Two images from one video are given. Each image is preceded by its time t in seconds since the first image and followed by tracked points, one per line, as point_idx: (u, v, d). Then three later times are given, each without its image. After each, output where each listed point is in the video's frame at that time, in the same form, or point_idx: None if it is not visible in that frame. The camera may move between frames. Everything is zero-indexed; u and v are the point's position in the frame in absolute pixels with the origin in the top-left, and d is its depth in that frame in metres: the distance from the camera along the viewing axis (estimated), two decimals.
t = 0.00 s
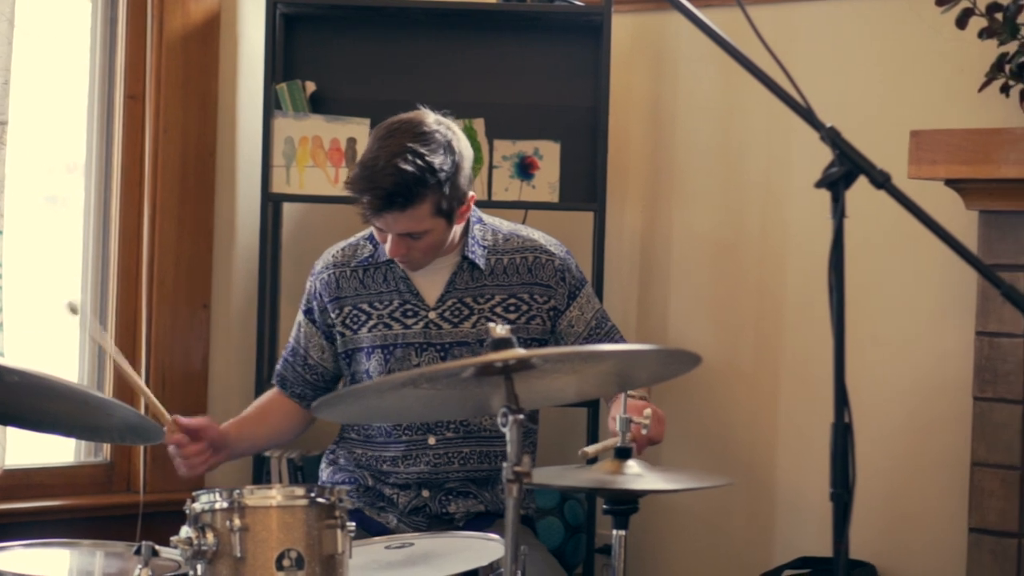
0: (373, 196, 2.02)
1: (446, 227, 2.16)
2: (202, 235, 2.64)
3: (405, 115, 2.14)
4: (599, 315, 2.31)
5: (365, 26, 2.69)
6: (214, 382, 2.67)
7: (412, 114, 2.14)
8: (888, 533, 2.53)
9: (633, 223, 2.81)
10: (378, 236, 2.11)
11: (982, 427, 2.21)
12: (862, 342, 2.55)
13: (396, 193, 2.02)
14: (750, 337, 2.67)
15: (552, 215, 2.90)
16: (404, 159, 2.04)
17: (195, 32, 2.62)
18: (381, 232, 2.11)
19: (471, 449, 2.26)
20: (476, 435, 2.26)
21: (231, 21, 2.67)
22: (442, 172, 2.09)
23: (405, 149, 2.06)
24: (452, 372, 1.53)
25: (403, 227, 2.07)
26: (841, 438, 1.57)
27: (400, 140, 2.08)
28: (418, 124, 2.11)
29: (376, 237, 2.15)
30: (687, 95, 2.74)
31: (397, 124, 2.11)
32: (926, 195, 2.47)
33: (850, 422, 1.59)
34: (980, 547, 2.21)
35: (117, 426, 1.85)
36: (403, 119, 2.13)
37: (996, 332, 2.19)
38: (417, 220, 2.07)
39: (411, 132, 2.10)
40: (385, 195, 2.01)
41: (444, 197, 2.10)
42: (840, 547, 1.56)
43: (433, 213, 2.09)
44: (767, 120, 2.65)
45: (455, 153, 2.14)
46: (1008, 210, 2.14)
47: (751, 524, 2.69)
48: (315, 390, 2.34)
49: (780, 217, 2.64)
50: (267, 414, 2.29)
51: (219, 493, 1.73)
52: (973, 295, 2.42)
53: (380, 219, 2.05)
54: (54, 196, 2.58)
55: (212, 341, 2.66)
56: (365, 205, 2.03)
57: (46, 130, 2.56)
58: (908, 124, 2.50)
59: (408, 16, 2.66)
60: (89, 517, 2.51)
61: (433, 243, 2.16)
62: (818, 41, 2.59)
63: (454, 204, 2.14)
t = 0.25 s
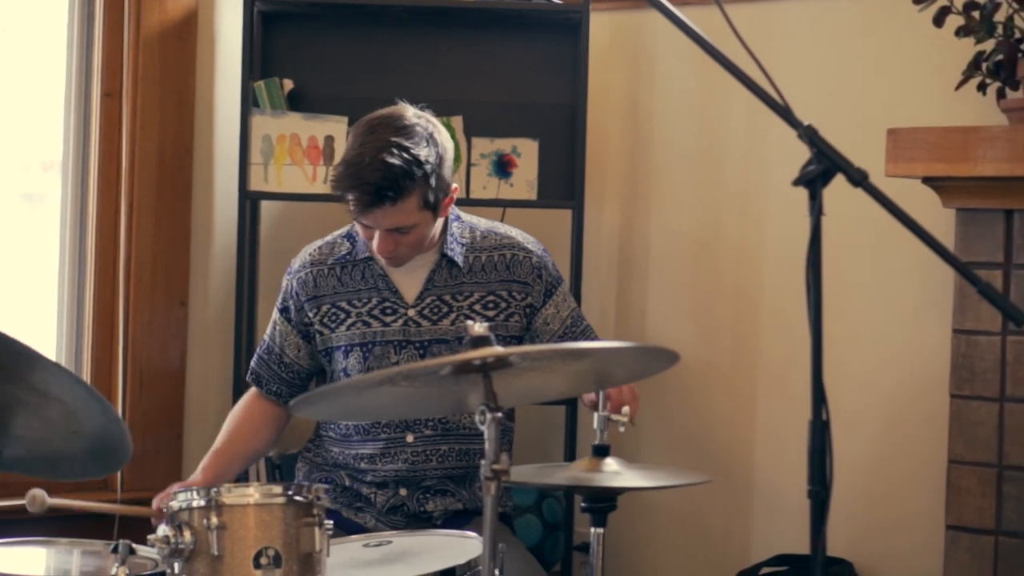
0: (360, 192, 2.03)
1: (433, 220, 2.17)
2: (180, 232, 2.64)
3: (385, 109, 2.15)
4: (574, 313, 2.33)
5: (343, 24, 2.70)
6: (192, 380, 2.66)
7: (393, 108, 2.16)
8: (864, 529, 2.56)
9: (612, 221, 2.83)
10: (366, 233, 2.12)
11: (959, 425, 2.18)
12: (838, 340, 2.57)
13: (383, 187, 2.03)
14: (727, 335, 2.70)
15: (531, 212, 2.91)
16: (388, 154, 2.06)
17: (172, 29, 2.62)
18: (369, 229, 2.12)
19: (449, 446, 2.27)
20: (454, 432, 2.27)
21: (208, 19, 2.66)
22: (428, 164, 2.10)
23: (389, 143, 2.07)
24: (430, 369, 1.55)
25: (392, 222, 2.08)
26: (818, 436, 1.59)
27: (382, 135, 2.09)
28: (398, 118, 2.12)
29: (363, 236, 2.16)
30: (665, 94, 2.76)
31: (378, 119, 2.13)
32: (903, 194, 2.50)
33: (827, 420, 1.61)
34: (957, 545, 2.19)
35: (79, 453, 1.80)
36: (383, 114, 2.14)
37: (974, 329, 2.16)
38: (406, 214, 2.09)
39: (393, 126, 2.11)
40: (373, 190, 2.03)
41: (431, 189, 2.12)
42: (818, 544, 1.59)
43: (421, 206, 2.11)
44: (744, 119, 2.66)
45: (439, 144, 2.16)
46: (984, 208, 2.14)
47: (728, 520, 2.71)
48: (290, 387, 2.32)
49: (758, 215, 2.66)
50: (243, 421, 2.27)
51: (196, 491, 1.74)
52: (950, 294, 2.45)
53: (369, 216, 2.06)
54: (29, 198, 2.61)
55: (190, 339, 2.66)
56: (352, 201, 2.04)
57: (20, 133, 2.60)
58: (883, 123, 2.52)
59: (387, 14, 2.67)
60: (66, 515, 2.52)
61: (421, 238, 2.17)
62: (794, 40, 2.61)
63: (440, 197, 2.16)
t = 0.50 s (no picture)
0: (328, 197, 2.03)
1: (404, 227, 2.17)
2: (158, 233, 2.64)
3: (358, 115, 2.15)
4: (555, 313, 2.34)
5: (321, 22, 2.70)
6: (170, 379, 2.67)
7: (366, 114, 2.16)
8: (841, 526, 2.58)
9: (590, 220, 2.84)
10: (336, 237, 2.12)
11: (937, 422, 2.20)
12: (816, 338, 2.59)
13: (352, 192, 2.03)
14: (706, 333, 2.71)
15: (510, 211, 2.92)
16: (358, 159, 2.06)
17: (150, 27, 2.61)
18: (339, 233, 2.12)
19: (429, 447, 2.26)
20: (434, 433, 2.26)
21: (186, 17, 2.66)
22: (398, 170, 2.10)
23: (359, 148, 2.08)
24: (408, 368, 1.55)
25: (361, 227, 2.08)
26: (797, 434, 1.59)
27: (354, 140, 2.09)
28: (370, 124, 2.13)
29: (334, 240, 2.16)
30: (644, 92, 2.77)
31: (351, 124, 2.13)
32: (881, 192, 2.51)
33: (805, 417, 1.62)
34: (934, 542, 2.21)
35: (63, 440, 1.78)
36: (356, 119, 2.14)
37: (952, 327, 2.18)
38: (375, 220, 2.09)
39: (364, 132, 2.11)
40: (341, 194, 2.03)
41: (401, 196, 2.12)
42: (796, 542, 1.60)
43: (391, 212, 2.11)
44: (723, 118, 2.68)
45: (410, 151, 2.16)
46: (960, 207, 2.15)
47: (707, 518, 2.72)
48: (278, 386, 2.36)
49: (736, 213, 2.67)
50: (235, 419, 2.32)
51: (174, 490, 1.73)
52: (927, 292, 2.47)
53: (337, 221, 2.06)
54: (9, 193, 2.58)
55: (168, 339, 2.66)
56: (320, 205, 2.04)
57: None
58: (860, 121, 2.54)
59: (366, 11, 2.67)
60: (44, 514, 2.51)
61: (391, 244, 2.17)
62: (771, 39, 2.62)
63: (411, 203, 2.16)
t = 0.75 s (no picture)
0: (313, 188, 2.02)
1: (389, 217, 2.17)
2: (137, 232, 2.63)
3: (337, 106, 2.16)
4: (534, 311, 2.35)
5: (300, 19, 2.70)
6: (149, 378, 2.66)
7: (345, 105, 2.16)
8: (820, 523, 2.59)
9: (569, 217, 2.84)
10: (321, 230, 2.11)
11: (915, 420, 2.21)
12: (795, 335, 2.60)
13: (335, 182, 2.03)
14: (685, 331, 2.71)
15: (489, 209, 2.92)
16: (340, 149, 2.06)
17: (129, 24, 2.60)
18: (324, 226, 2.11)
19: (407, 442, 2.27)
20: (412, 428, 2.27)
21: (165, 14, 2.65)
22: (380, 159, 2.10)
23: (340, 138, 2.08)
24: (387, 366, 1.54)
25: (347, 217, 2.07)
26: (776, 431, 1.60)
27: (334, 131, 2.09)
28: (349, 114, 2.13)
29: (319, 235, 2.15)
30: (624, 91, 2.77)
31: (330, 115, 2.13)
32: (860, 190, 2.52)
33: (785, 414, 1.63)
34: (913, 539, 2.22)
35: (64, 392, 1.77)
36: (335, 110, 2.15)
37: (929, 325, 2.19)
38: (360, 210, 2.08)
39: (344, 122, 2.11)
40: (325, 185, 2.02)
41: (384, 184, 2.11)
42: (775, 539, 1.60)
43: (376, 201, 2.10)
44: (702, 116, 2.68)
45: (391, 139, 2.16)
46: (939, 205, 2.17)
47: (687, 516, 2.73)
48: (259, 382, 2.34)
49: (715, 212, 2.68)
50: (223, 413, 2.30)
51: (153, 488, 1.72)
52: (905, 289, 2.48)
53: (322, 212, 2.06)
54: None
55: (147, 338, 2.65)
56: (305, 197, 2.04)
57: None
58: (838, 120, 2.55)
59: (345, 9, 2.67)
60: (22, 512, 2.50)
61: (377, 234, 2.16)
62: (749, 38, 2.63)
63: (394, 192, 2.15)
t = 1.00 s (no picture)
0: (289, 191, 2.02)
1: (367, 221, 2.16)
2: (115, 230, 2.62)
3: (318, 109, 2.15)
4: (512, 309, 2.36)
5: (279, 16, 2.69)
6: (126, 377, 2.65)
7: (325, 108, 2.16)
8: (799, 521, 2.60)
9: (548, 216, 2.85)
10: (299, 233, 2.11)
11: (893, 418, 2.22)
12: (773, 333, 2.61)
13: (312, 186, 2.03)
14: (664, 329, 2.72)
15: (468, 207, 2.92)
16: (319, 153, 2.06)
17: (105, 23, 2.59)
18: (302, 229, 2.11)
19: (385, 442, 2.26)
20: (391, 428, 2.27)
21: (143, 12, 2.64)
22: (359, 164, 2.10)
23: (319, 142, 2.07)
24: (365, 364, 1.54)
25: (324, 221, 2.07)
26: (754, 429, 1.61)
27: (313, 134, 2.09)
28: (328, 117, 2.12)
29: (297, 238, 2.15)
30: (603, 89, 2.77)
31: (310, 118, 2.13)
32: (838, 189, 2.53)
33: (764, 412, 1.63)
34: (891, 536, 2.24)
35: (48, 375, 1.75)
36: (315, 113, 2.14)
37: (907, 322, 2.20)
38: (337, 214, 2.08)
39: (323, 126, 2.11)
40: (302, 188, 2.02)
41: (362, 189, 2.11)
42: (754, 537, 1.61)
43: (353, 206, 2.10)
44: (680, 115, 2.69)
45: (371, 143, 2.16)
46: (916, 203, 2.18)
47: (666, 513, 2.74)
48: (243, 382, 2.35)
49: (693, 210, 2.68)
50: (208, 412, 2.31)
51: (131, 487, 1.72)
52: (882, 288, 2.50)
53: (299, 216, 2.06)
54: None
55: (124, 337, 2.64)
56: (282, 200, 2.04)
57: None
58: (815, 118, 2.56)
59: (323, 7, 2.66)
60: None
61: (354, 238, 2.16)
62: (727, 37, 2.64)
63: (373, 196, 2.15)
